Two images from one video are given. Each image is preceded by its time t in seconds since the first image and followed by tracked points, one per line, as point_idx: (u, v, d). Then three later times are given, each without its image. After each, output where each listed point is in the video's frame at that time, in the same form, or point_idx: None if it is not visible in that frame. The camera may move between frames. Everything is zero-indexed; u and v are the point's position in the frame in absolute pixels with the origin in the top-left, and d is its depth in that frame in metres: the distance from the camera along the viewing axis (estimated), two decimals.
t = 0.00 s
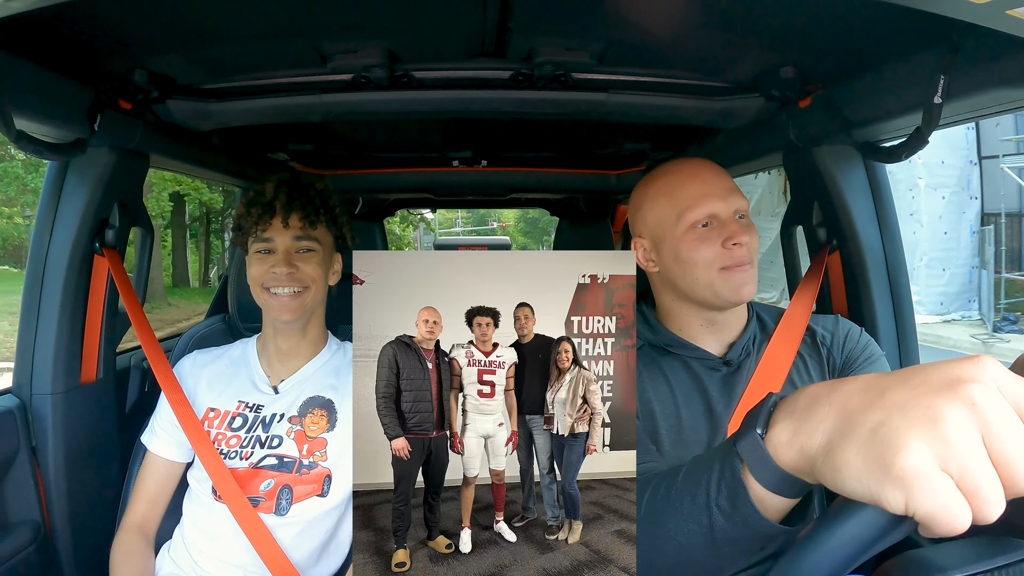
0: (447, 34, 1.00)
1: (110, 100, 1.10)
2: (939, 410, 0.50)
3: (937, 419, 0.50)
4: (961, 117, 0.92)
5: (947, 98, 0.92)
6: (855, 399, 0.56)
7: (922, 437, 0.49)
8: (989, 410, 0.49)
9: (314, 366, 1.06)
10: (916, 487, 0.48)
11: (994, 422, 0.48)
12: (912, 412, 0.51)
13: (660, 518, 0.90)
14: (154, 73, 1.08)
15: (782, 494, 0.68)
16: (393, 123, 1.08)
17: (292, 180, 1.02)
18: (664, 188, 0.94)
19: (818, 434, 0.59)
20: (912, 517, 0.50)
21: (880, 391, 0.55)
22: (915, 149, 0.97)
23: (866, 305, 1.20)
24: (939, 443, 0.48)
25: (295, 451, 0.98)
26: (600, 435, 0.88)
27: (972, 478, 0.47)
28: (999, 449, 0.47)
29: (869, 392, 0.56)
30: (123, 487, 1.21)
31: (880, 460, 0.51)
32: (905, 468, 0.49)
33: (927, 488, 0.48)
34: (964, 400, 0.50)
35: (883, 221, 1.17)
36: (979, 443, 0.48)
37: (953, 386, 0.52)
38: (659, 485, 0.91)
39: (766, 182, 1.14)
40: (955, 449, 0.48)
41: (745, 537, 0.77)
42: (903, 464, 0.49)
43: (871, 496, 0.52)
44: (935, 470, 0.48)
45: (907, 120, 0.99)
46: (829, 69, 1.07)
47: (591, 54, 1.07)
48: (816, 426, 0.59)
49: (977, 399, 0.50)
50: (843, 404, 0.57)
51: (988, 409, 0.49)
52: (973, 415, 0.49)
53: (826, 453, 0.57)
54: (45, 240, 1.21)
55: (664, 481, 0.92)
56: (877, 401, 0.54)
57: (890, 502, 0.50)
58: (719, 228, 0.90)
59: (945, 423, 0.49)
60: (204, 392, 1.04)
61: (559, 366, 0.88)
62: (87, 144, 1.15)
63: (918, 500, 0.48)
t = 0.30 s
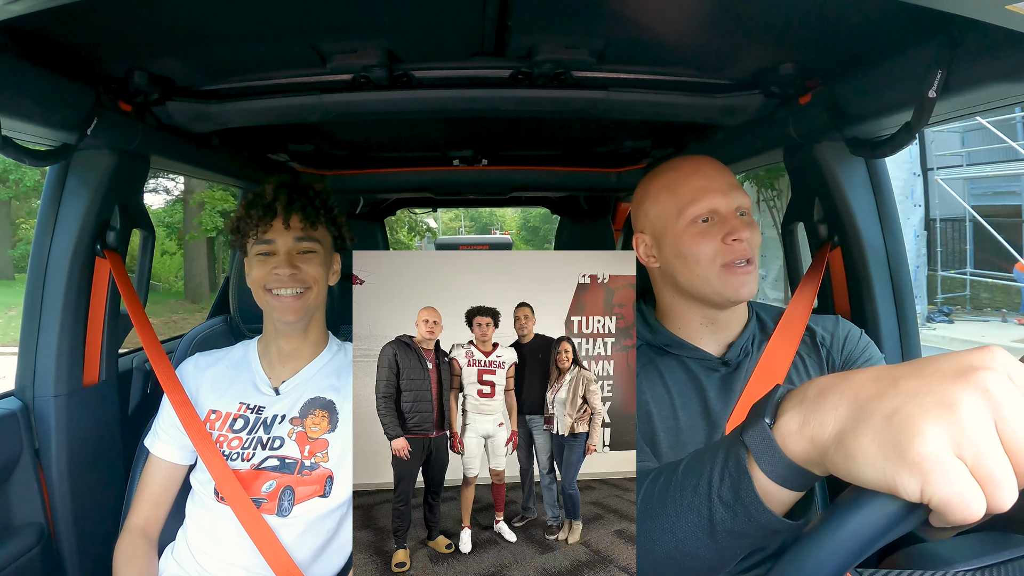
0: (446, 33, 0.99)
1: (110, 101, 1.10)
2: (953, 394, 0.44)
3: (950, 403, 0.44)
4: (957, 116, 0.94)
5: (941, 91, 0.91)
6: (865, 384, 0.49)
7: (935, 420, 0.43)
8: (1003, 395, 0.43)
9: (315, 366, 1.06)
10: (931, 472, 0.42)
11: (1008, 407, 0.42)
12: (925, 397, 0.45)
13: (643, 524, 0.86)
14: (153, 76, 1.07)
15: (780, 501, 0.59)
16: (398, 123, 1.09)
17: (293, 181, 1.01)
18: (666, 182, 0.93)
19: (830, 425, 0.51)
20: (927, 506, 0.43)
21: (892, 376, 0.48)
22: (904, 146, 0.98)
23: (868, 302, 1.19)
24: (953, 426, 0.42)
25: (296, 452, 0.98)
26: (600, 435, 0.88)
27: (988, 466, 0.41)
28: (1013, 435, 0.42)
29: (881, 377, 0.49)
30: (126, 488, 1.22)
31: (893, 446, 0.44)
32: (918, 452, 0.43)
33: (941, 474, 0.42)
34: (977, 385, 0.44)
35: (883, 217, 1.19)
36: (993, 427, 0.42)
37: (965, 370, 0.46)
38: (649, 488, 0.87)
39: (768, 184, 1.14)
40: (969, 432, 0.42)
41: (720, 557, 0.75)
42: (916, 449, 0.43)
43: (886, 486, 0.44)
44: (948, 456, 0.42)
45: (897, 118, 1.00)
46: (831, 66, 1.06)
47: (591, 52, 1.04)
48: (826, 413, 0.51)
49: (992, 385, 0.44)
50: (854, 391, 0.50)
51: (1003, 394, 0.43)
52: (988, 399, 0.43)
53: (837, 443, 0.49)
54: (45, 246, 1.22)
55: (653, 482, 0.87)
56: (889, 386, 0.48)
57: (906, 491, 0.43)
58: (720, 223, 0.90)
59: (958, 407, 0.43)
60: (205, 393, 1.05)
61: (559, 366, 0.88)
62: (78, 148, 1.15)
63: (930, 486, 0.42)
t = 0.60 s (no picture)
0: (446, 35, 0.99)
1: (110, 104, 1.11)
2: (993, 369, 0.47)
3: (993, 377, 0.46)
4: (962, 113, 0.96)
5: (943, 93, 0.92)
6: (901, 363, 0.51)
7: (977, 393, 0.46)
8: None
9: (317, 372, 1.06)
10: (973, 444, 0.44)
11: None
12: (964, 372, 0.47)
13: (655, 524, 0.85)
14: (153, 79, 1.08)
15: (811, 491, 0.60)
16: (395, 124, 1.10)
17: (291, 184, 1.01)
18: (667, 190, 0.94)
19: (866, 404, 0.51)
20: (964, 480, 0.45)
21: (928, 355, 0.50)
22: (908, 145, 0.99)
23: (868, 303, 1.20)
24: (996, 398, 0.45)
25: (298, 459, 0.98)
26: (600, 435, 0.88)
27: None
28: None
29: (914, 357, 0.51)
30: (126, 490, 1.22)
31: (937, 418, 0.46)
32: (964, 425, 0.45)
33: (984, 446, 0.44)
34: (1013, 359, 0.47)
35: (883, 219, 1.20)
36: None
37: (1002, 348, 0.48)
38: (661, 487, 0.86)
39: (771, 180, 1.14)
40: (1010, 405, 0.44)
41: (736, 556, 0.74)
42: (961, 421, 0.45)
43: (927, 461, 0.45)
44: (990, 428, 0.44)
45: (902, 119, 1.01)
46: (830, 67, 1.06)
47: (591, 54, 1.05)
48: (860, 392, 0.52)
49: None
50: (888, 369, 0.51)
51: None
52: None
53: (875, 420, 0.50)
54: (45, 249, 1.22)
55: (669, 481, 0.86)
56: (925, 363, 0.50)
57: (948, 464, 0.45)
58: (722, 233, 0.91)
59: (1000, 381, 0.46)
60: (206, 399, 1.05)
61: (559, 366, 0.88)
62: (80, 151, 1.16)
63: (974, 459, 0.44)
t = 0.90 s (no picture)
0: (446, 36, 0.99)
1: (110, 105, 1.11)
2: None
3: None
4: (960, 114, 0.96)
5: (944, 94, 0.92)
6: (944, 339, 0.55)
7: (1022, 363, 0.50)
8: None
9: (318, 373, 1.06)
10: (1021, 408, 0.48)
11: None
12: (1008, 345, 0.51)
13: (687, 515, 0.80)
14: (153, 81, 1.08)
15: (852, 468, 0.61)
16: (398, 128, 1.09)
17: (296, 187, 1.01)
18: (663, 191, 0.94)
19: (912, 376, 0.55)
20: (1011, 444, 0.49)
21: (971, 332, 0.54)
22: (909, 144, 0.99)
23: (868, 302, 1.20)
24: None
25: (298, 458, 0.99)
26: (600, 435, 0.88)
27: None
28: None
29: (958, 334, 0.55)
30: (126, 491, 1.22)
31: (985, 385, 0.50)
32: (1013, 391, 0.49)
33: None
34: None
35: (883, 219, 1.21)
36: None
37: None
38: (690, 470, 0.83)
39: (768, 178, 1.16)
40: None
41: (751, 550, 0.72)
42: (1009, 388, 0.49)
43: (975, 424, 0.49)
44: None
45: (901, 120, 1.02)
46: (830, 68, 1.06)
47: (591, 55, 1.05)
48: (905, 367, 0.56)
49: None
50: (934, 345, 0.55)
51: None
52: None
53: (921, 390, 0.54)
54: (45, 250, 1.22)
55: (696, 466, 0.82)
56: (969, 339, 0.54)
57: (997, 428, 0.49)
58: (718, 232, 0.91)
59: None
60: (207, 398, 1.05)
61: (559, 366, 0.88)
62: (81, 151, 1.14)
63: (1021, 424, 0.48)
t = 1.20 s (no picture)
0: (445, 36, 0.99)
1: (111, 105, 1.11)
2: None
3: None
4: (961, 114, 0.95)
5: (939, 92, 0.92)
6: (947, 337, 0.56)
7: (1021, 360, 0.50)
8: None
9: (316, 372, 1.06)
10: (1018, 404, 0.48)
11: None
12: (1009, 341, 0.51)
13: (688, 500, 0.82)
14: (153, 81, 1.08)
15: (851, 460, 0.62)
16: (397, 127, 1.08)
17: (308, 191, 1.00)
18: (640, 187, 1.00)
19: (911, 371, 0.56)
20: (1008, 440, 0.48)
21: (974, 330, 0.55)
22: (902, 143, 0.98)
23: (869, 301, 1.21)
24: None
25: (296, 456, 0.99)
26: (600, 435, 0.88)
27: None
28: None
29: (961, 332, 0.55)
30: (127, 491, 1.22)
31: (982, 380, 0.50)
32: (1010, 386, 0.49)
33: None
34: None
35: (883, 219, 1.21)
36: None
37: None
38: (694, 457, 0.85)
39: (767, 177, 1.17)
40: None
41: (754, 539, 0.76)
42: (1007, 383, 0.49)
43: (971, 419, 0.50)
44: None
45: (897, 119, 1.01)
46: (830, 68, 1.06)
47: (590, 55, 1.05)
48: (905, 362, 0.57)
49: None
50: (936, 342, 0.56)
51: None
52: None
53: (919, 385, 0.55)
54: (45, 250, 1.22)
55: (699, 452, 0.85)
56: (970, 336, 0.54)
57: (993, 422, 0.49)
58: (692, 219, 0.95)
59: None
60: (205, 397, 1.05)
61: (559, 366, 0.88)
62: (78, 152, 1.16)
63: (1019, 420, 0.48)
